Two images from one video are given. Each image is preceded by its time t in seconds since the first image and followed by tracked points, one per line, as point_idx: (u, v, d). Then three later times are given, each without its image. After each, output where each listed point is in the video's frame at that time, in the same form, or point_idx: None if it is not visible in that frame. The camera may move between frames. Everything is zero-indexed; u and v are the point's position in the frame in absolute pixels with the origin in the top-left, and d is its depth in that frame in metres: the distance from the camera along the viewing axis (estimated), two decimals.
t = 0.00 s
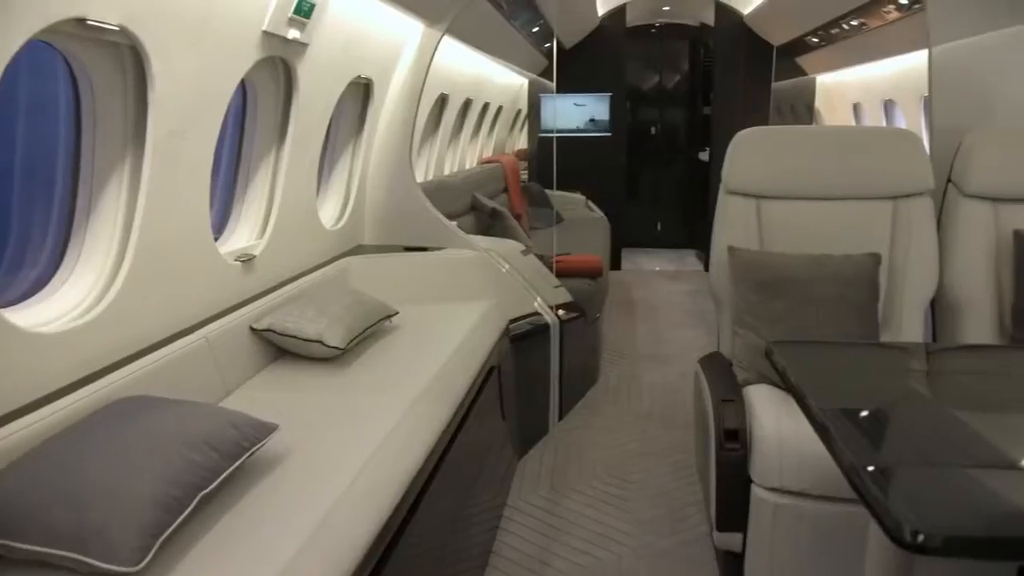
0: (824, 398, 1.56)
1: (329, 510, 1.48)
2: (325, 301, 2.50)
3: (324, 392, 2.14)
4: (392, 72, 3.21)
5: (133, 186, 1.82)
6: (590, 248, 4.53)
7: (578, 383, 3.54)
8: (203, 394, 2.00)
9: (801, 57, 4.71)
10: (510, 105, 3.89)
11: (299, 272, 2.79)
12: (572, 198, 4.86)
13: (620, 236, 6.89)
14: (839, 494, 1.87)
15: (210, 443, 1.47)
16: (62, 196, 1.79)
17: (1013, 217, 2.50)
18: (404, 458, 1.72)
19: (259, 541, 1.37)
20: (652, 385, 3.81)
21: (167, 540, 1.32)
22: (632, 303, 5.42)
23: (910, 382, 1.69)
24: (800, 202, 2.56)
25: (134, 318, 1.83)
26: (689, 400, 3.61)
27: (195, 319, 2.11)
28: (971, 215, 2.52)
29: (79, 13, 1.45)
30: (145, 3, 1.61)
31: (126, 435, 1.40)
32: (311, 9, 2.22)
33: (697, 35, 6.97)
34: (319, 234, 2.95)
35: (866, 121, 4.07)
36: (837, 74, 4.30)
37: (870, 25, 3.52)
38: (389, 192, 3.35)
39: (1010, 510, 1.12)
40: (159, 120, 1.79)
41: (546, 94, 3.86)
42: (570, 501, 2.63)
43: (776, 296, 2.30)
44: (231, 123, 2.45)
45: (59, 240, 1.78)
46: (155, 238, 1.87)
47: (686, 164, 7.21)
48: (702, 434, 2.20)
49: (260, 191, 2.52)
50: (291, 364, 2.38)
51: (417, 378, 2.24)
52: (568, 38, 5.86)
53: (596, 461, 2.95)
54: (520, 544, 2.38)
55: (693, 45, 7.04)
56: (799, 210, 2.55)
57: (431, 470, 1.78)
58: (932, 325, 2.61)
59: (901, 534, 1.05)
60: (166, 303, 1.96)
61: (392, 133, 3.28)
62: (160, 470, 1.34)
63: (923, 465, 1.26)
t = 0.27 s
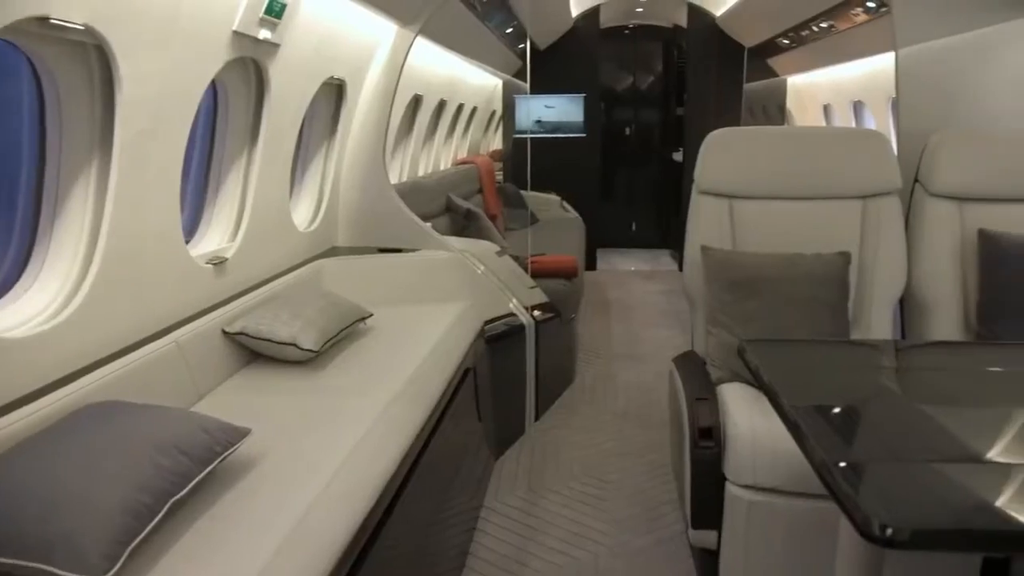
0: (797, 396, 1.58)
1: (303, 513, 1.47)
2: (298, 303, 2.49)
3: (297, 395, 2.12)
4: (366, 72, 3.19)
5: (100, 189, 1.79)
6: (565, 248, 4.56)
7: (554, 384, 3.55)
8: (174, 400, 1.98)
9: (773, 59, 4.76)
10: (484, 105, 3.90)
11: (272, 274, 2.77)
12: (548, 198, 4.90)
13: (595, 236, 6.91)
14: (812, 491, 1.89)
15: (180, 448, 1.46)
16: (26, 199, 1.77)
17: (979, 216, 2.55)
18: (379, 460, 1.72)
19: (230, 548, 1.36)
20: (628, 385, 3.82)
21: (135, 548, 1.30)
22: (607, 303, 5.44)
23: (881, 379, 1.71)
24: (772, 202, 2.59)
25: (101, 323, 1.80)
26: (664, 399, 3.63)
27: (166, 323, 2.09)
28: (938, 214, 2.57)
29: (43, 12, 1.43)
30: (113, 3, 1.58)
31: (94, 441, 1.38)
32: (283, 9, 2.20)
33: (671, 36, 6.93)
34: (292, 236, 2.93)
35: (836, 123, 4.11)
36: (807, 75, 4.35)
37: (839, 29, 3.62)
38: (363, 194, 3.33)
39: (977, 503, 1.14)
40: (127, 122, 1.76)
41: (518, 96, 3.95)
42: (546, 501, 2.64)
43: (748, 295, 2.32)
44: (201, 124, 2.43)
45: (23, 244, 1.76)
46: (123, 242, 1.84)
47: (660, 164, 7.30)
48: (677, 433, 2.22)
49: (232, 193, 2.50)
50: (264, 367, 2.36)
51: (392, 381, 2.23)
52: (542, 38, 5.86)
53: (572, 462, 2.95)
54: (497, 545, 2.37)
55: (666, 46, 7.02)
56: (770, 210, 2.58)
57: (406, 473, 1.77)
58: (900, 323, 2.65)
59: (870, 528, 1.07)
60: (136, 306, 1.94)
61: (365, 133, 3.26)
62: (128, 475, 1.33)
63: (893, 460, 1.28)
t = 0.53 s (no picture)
0: (768, 393, 1.60)
1: (278, 517, 1.46)
2: (270, 305, 2.47)
3: (270, 398, 2.10)
4: (338, 72, 3.18)
5: (65, 192, 1.76)
6: (539, 247, 4.59)
7: (528, 384, 3.55)
8: (144, 405, 1.95)
9: (744, 60, 4.81)
10: (458, 107, 3.81)
11: (244, 277, 2.75)
12: (522, 199, 4.92)
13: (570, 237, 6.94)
14: (783, 486, 1.91)
15: (149, 454, 1.44)
16: None
17: (944, 214, 2.60)
18: (354, 462, 1.71)
19: (201, 555, 1.34)
20: (603, 384, 3.84)
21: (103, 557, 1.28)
22: (582, 304, 5.46)
23: (852, 376, 1.74)
24: (743, 202, 2.62)
25: (68, 328, 1.77)
26: (639, 399, 3.65)
27: (134, 327, 2.06)
28: (904, 213, 2.61)
29: (4, 11, 1.39)
30: (79, 3, 1.56)
31: (60, 448, 1.36)
32: (253, 10, 2.18)
33: (644, 38, 6.94)
34: (265, 238, 2.90)
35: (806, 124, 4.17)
36: (778, 76, 4.40)
37: (808, 30, 3.67)
38: (336, 195, 3.31)
39: (944, 495, 1.16)
40: (93, 123, 1.73)
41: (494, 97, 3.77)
42: (522, 502, 2.64)
43: (720, 294, 2.34)
44: (171, 125, 2.40)
45: None
46: (90, 246, 1.81)
47: (633, 165, 7.32)
48: (651, 433, 2.23)
49: (203, 196, 2.47)
50: (237, 371, 2.34)
51: (366, 383, 2.22)
52: (515, 39, 5.88)
53: (547, 462, 2.96)
54: (473, 546, 2.37)
55: (639, 48, 7.02)
56: (741, 211, 2.60)
57: (380, 475, 1.76)
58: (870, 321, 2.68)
59: (839, 523, 1.09)
60: (105, 310, 1.91)
61: (338, 135, 3.24)
62: (95, 483, 1.30)
63: (862, 456, 1.29)
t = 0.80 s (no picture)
0: (735, 391, 1.62)
1: (243, 523, 1.44)
2: (236, 309, 2.44)
3: (235, 403, 2.08)
4: (304, 73, 3.14)
5: (20, 196, 1.73)
6: (508, 247, 4.60)
7: (498, 385, 3.55)
8: (105, 412, 1.92)
9: (709, 62, 4.86)
10: (426, 108, 3.84)
11: (208, 280, 2.71)
12: (490, 200, 4.92)
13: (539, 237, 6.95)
14: (749, 482, 1.94)
15: (110, 462, 1.41)
16: None
17: (904, 213, 2.65)
18: (322, 466, 1.69)
19: (165, 563, 1.32)
20: (572, 384, 3.85)
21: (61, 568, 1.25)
22: (551, 304, 5.48)
23: (816, 372, 1.76)
24: (709, 202, 2.64)
25: (26, 334, 1.74)
26: (608, 398, 3.67)
27: (95, 333, 2.02)
28: (865, 212, 2.66)
29: None
30: (33, 2, 1.53)
31: (17, 457, 1.33)
32: (215, 9, 2.16)
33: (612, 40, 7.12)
34: (230, 241, 2.87)
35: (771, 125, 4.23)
36: (743, 79, 4.46)
37: (771, 33, 3.72)
38: (302, 196, 3.28)
39: (905, 488, 1.18)
40: (50, 124, 1.70)
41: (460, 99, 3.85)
42: (492, 503, 2.64)
43: (687, 294, 2.36)
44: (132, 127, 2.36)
45: None
46: (47, 250, 1.77)
47: (601, 165, 7.35)
48: (619, 432, 2.24)
49: (166, 199, 2.43)
50: (201, 375, 2.30)
51: (334, 386, 2.20)
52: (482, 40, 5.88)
53: (517, 463, 2.96)
54: (444, 549, 2.36)
55: (607, 49, 7.13)
56: (707, 210, 2.63)
57: (348, 479, 1.75)
58: (834, 318, 2.72)
59: (802, 518, 1.10)
60: (64, 316, 1.87)
61: (303, 137, 3.21)
62: (53, 493, 1.28)
63: (826, 451, 1.31)
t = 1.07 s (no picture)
0: (702, 389, 1.63)
1: (208, 529, 1.42)
2: (200, 312, 2.41)
3: (200, 408, 2.05)
4: (268, 73, 3.10)
5: None
6: (476, 248, 4.60)
7: (467, 386, 3.55)
8: (64, 420, 1.89)
9: (675, 63, 4.90)
10: (393, 109, 3.81)
11: (171, 284, 2.67)
12: (458, 201, 4.90)
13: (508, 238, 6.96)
14: (716, 479, 1.96)
15: (70, 471, 1.39)
16: None
17: (864, 211, 2.70)
18: (290, 469, 1.68)
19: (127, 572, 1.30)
20: (541, 384, 3.86)
21: None
22: (520, 304, 5.48)
23: (781, 368, 1.79)
24: (675, 201, 2.66)
25: None
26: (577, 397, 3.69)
27: (54, 338, 1.98)
28: (826, 210, 2.70)
29: None
30: None
31: None
32: (175, 8, 2.12)
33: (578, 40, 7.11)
34: (193, 243, 2.83)
35: (735, 125, 4.27)
36: (709, 79, 4.51)
37: (735, 34, 3.75)
38: (268, 198, 3.24)
39: (868, 482, 1.20)
40: (3, 126, 1.66)
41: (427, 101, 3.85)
42: (462, 504, 2.63)
43: (653, 293, 2.38)
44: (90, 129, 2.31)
45: None
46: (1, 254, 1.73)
47: (569, 165, 7.40)
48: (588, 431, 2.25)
49: (126, 202, 2.39)
50: (165, 380, 2.27)
51: (301, 389, 2.18)
52: (449, 40, 5.87)
53: (487, 464, 2.95)
54: (414, 551, 2.35)
55: (574, 50, 7.12)
56: (673, 210, 2.65)
57: (316, 482, 1.74)
58: (798, 315, 2.76)
59: (766, 513, 1.12)
60: (21, 322, 1.83)
61: (269, 138, 3.17)
62: (10, 504, 1.25)
63: (791, 446, 1.33)
